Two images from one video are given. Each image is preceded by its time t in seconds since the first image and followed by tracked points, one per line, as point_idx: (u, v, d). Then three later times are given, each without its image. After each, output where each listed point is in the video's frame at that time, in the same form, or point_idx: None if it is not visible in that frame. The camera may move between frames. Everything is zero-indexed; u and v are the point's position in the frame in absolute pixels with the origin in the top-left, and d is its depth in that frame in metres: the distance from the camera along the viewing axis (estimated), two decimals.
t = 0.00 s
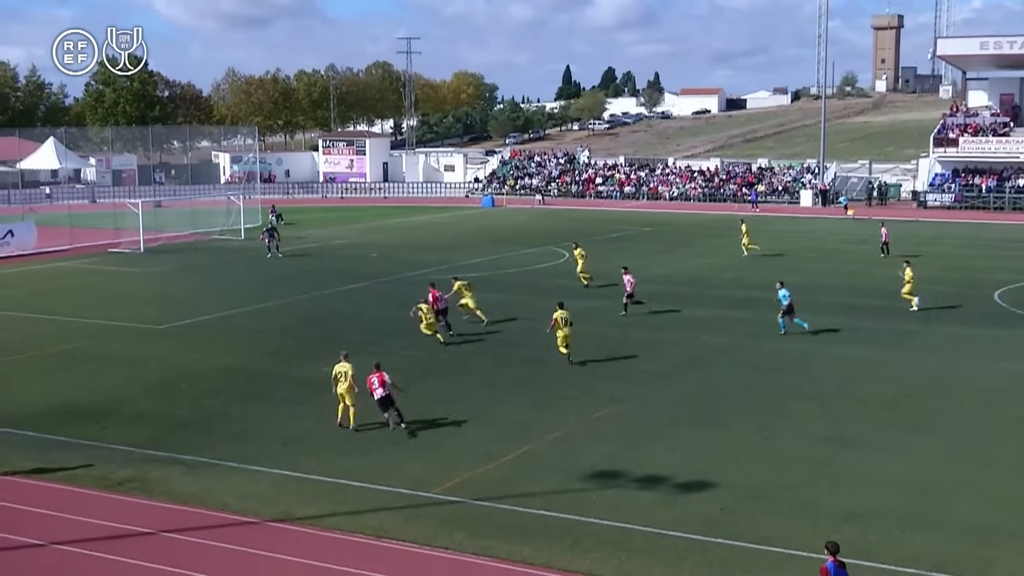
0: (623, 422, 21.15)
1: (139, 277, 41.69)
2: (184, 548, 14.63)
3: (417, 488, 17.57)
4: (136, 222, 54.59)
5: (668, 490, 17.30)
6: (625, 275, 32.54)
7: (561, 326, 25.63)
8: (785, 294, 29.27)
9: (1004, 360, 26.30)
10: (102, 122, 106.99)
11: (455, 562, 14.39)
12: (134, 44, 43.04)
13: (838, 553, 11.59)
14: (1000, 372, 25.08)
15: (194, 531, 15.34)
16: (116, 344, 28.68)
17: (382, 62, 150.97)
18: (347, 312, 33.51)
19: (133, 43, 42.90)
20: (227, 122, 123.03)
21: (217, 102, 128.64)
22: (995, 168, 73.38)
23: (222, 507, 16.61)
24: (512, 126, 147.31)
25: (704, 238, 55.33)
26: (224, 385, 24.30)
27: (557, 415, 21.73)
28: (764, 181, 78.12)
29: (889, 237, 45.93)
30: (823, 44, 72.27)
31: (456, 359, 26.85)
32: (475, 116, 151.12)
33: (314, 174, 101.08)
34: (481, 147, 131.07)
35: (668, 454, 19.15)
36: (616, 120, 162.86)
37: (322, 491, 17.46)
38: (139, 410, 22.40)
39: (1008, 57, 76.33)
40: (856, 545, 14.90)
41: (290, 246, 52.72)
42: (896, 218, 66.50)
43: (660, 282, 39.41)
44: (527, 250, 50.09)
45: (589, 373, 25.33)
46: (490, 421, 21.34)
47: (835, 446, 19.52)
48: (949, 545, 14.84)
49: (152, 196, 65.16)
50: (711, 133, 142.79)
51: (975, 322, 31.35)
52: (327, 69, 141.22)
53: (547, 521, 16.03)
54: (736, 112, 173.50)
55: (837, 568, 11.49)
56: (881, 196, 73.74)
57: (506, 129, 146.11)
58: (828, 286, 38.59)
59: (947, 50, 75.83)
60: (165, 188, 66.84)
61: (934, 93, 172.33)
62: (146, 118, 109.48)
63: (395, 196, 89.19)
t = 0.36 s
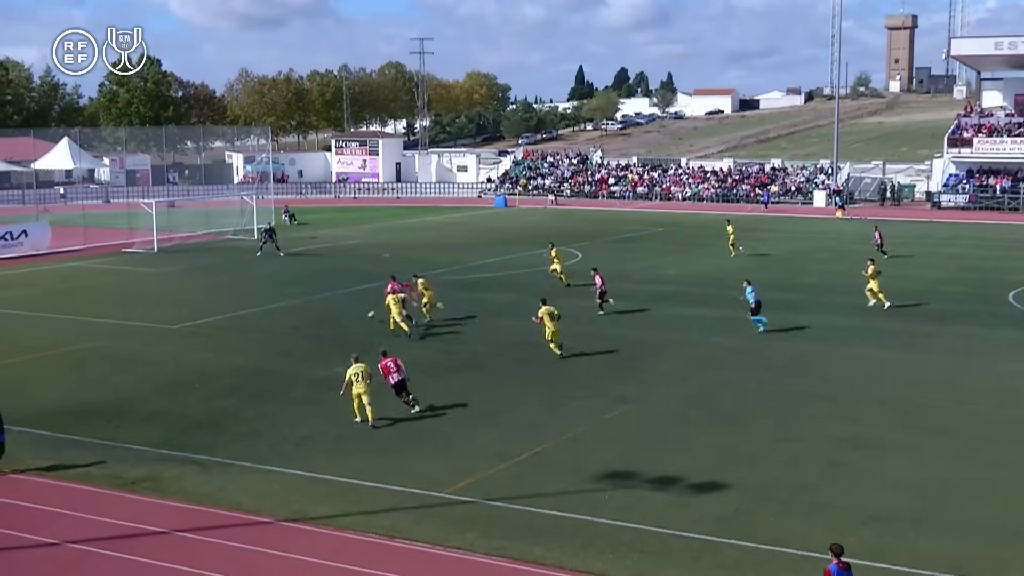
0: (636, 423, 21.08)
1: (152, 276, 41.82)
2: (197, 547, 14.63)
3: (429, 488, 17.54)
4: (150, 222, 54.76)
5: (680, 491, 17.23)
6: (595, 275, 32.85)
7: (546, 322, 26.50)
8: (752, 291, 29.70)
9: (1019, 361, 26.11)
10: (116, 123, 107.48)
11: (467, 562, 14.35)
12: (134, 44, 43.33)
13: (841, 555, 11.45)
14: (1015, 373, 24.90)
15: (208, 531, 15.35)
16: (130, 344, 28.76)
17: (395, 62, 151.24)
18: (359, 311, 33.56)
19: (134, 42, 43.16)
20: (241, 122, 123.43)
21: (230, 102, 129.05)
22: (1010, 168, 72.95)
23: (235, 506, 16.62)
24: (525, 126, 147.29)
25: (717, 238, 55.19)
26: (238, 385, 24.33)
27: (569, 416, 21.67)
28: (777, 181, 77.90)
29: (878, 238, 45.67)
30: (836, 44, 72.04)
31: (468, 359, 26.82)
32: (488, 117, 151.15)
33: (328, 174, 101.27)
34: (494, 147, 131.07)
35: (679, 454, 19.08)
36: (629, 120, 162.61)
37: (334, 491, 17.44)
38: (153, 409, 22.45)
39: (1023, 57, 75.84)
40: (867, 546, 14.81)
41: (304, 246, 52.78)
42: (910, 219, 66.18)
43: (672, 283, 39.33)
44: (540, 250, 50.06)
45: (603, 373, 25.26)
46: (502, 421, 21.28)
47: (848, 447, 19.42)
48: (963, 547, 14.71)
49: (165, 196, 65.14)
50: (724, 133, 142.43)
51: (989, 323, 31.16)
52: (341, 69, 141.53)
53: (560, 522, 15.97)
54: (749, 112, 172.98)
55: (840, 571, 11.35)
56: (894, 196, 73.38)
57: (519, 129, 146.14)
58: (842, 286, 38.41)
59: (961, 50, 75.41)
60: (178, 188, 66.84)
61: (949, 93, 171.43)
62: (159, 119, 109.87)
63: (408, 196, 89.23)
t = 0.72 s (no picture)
0: (660, 424, 20.94)
1: (178, 276, 42.06)
2: (223, 545, 14.64)
3: (452, 488, 17.48)
4: (176, 222, 55.09)
5: (704, 492, 17.08)
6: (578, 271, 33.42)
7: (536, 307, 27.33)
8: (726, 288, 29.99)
9: None
10: (142, 123, 108.30)
11: (489, 562, 14.28)
12: (134, 44, 43.64)
13: (864, 556, 11.25)
14: None
15: (233, 529, 15.36)
16: (156, 343, 28.91)
17: (419, 63, 151.55)
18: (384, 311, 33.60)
19: (134, 44, 43.33)
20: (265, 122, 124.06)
21: (256, 102, 129.76)
22: None
23: (258, 505, 16.65)
24: (549, 127, 147.15)
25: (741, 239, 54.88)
26: (262, 384, 24.37)
27: (593, 416, 21.55)
28: (802, 182, 77.44)
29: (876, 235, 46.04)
30: (862, 43, 71.44)
31: (492, 359, 26.74)
32: (512, 117, 151.11)
33: (352, 174, 101.56)
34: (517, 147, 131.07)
35: (704, 455, 18.93)
36: (653, 121, 162.14)
37: (357, 490, 17.42)
38: (179, 408, 22.55)
39: None
40: (895, 549, 14.60)
41: (328, 246, 52.94)
42: (936, 220, 65.52)
43: (695, 283, 39.12)
44: (564, 251, 49.96)
45: (627, 374, 25.13)
46: (527, 421, 21.20)
47: (874, 449, 19.18)
48: (990, 549, 14.48)
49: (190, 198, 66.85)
50: (748, 134, 141.64)
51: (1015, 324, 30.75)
52: (365, 69, 141.97)
53: (583, 522, 15.87)
54: (774, 113, 171.95)
55: (862, 571, 11.16)
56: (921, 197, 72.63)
57: (542, 129, 146.08)
58: (868, 287, 38.04)
59: (989, 50, 74.54)
60: (203, 188, 68.17)
61: (976, 93, 169.67)
62: (185, 119, 110.65)
63: (432, 196, 89.31)
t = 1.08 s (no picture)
0: (692, 424, 20.75)
1: (212, 275, 42.34)
2: (255, 543, 14.65)
3: (484, 487, 17.42)
4: (209, 221, 55.53)
5: (737, 494, 16.87)
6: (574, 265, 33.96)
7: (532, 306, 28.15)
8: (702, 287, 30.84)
9: None
10: (177, 123, 109.30)
11: (520, 562, 14.19)
12: (133, 44, 43.73)
13: (898, 557, 10.99)
14: None
15: (265, 527, 15.38)
16: (190, 341, 29.10)
17: (452, 63, 151.90)
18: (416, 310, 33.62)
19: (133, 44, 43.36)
20: (299, 122, 124.77)
21: (289, 102, 130.56)
22: None
23: (290, 503, 16.66)
24: (581, 126, 146.74)
25: (774, 240, 54.44)
26: (294, 383, 24.45)
27: (624, 416, 21.40)
28: (836, 182, 76.73)
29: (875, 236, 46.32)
30: (895, 41, 70.67)
31: (523, 359, 26.66)
32: (544, 117, 150.92)
33: (384, 174, 101.82)
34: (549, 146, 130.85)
35: (736, 456, 18.72)
36: (686, 121, 161.26)
37: (388, 489, 17.39)
38: (212, 406, 22.67)
39: None
40: (933, 552, 14.31)
41: (360, 246, 53.13)
42: (972, 220, 64.59)
43: (728, 284, 38.82)
44: (596, 251, 49.79)
45: (659, 374, 24.96)
46: (558, 421, 21.09)
47: (911, 451, 18.85)
48: None
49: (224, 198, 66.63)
50: (782, 134, 140.48)
51: None
52: (397, 69, 142.35)
53: (615, 523, 15.73)
54: (808, 113, 170.46)
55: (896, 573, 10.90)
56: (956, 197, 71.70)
57: (574, 129, 145.82)
58: (902, 288, 37.56)
59: None
60: (237, 188, 67.72)
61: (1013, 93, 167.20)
62: (219, 119, 111.53)
63: (464, 196, 89.37)
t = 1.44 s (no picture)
0: (719, 425, 20.55)
1: (240, 274, 42.53)
2: (281, 541, 14.63)
3: (509, 487, 17.32)
4: (237, 221, 55.89)
5: (763, 494, 16.66)
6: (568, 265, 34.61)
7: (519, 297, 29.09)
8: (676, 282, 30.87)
9: None
10: (205, 122, 110.03)
11: (544, 561, 14.08)
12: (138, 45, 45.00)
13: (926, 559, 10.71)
14: None
15: (292, 525, 15.36)
16: (218, 340, 29.19)
17: (478, 62, 151.96)
18: (441, 310, 33.55)
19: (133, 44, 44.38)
20: (326, 121, 125.20)
21: (317, 102, 131.12)
22: None
23: (315, 502, 16.65)
24: (608, 126, 146.23)
25: (803, 240, 53.99)
26: (320, 382, 24.47)
27: (651, 416, 21.25)
28: (864, 182, 76.02)
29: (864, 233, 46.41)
30: (925, 40, 69.93)
31: (549, 358, 26.54)
32: (571, 117, 150.56)
33: (411, 173, 101.93)
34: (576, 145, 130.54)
35: (764, 456, 18.52)
36: (713, 120, 160.42)
37: (414, 488, 17.35)
38: (238, 404, 22.72)
39: None
40: (961, 554, 14.07)
41: (388, 245, 53.21)
42: (1003, 220, 63.77)
43: (756, 284, 38.52)
44: (622, 251, 49.59)
45: (686, 374, 24.77)
46: (584, 421, 20.95)
47: (941, 452, 18.58)
48: None
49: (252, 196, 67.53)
50: (810, 134, 139.38)
51: None
52: (425, 69, 142.54)
53: (641, 523, 15.59)
54: (836, 112, 169.11)
55: None
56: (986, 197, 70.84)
57: (601, 129, 145.66)
58: (932, 289, 37.10)
59: None
60: (264, 187, 68.59)
61: None
62: (247, 118, 112.20)
63: (490, 195, 89.31)
